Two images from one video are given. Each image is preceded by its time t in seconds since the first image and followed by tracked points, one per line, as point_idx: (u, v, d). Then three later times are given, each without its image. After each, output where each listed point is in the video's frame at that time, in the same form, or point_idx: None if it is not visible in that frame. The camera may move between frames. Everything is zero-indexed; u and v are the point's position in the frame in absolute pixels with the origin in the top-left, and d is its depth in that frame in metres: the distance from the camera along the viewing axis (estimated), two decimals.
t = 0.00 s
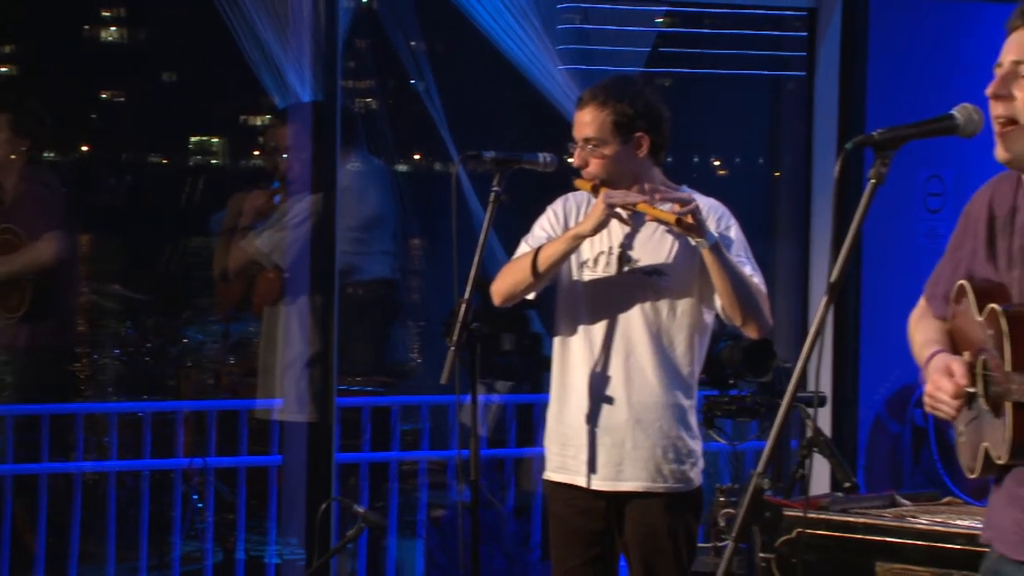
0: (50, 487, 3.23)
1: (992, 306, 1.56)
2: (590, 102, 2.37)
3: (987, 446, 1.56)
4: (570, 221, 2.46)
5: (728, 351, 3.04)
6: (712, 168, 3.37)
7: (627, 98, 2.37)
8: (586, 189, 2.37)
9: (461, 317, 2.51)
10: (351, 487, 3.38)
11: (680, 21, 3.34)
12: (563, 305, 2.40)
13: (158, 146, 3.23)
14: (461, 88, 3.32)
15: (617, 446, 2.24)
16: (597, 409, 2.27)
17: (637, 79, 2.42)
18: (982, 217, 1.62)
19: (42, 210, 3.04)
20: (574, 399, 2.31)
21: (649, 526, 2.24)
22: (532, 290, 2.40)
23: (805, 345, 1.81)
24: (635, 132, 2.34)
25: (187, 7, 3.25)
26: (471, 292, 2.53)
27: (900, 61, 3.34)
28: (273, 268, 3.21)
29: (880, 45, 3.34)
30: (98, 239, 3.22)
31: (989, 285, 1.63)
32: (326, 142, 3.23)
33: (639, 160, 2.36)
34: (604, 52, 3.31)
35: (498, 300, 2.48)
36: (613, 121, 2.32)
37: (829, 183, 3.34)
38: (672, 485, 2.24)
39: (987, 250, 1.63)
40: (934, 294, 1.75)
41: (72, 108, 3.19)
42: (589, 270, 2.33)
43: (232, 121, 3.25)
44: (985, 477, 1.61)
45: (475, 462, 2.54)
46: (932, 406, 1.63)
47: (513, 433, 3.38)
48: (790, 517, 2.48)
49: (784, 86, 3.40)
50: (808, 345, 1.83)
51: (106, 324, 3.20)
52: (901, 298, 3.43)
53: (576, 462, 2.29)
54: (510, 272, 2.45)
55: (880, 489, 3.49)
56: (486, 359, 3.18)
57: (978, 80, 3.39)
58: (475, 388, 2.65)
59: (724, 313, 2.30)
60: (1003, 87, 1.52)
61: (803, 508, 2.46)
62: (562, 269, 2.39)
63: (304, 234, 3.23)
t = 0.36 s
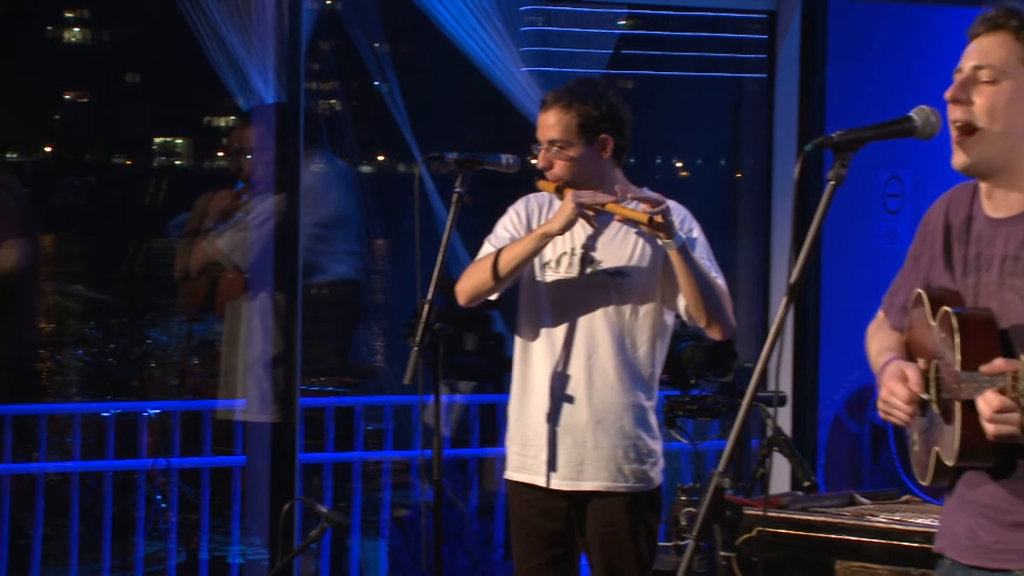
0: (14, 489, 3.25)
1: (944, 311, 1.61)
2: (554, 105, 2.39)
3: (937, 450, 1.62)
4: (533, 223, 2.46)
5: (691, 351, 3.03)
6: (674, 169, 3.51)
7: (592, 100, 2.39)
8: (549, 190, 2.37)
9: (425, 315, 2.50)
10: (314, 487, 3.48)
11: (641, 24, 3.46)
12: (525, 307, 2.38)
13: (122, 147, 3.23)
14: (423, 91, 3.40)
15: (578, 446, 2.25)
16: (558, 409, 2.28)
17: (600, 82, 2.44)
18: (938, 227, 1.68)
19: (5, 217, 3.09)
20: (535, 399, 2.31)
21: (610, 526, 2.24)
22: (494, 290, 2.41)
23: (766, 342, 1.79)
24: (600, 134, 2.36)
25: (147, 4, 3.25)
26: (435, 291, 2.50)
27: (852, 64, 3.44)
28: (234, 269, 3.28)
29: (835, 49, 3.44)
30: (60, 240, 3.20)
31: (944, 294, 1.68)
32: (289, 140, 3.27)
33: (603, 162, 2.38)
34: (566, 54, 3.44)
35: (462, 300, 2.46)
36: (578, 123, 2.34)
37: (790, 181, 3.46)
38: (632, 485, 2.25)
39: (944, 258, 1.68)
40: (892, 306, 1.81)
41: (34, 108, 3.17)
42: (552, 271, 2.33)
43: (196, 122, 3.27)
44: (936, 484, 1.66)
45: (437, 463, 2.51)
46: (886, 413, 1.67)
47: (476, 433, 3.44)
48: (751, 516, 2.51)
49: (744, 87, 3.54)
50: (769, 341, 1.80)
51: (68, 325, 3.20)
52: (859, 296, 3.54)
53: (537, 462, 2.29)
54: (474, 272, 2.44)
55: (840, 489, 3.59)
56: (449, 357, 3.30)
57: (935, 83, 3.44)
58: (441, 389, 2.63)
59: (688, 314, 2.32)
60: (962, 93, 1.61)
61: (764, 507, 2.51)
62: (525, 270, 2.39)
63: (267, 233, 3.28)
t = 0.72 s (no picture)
0: None
1: (898, 303, 1.61)
2: (516, 106, 2.42)
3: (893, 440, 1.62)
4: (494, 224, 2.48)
5: (648, 351, 2.87)
6: (634, 170, 3.60)
7: (555, 102, 2.42)
8: (509, 190, 2.40)
9: (386, 315, 2.54)
10: (277, 486, 3.55)
11: (602, 27, 3.53)
12: (484, 312, 2.40)
13: (85, 149, 3.25)
14: (384, 94, 3.49)
15: (537, 445, 2.28)
16: (517, 407, 2.31)
17: (563, 86, 2.48)
18: (890, 217, 1.68)
19: None
20: (495, 398, 2.34)
21: (569, 524, 2.28)
22: (455, 291, 2.44)
23: (722, 342, 1.80)
24: (561, 136, 2.39)
25: (109, 4, 3.28)
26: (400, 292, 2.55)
27: (805, 69, 3.52)
28: (195, 270, 3.27)
29: (789, 55, 3.52)
30: (24, 241, 3.23)
31: (896, 283, 1.68)
32: (250, 142, 3.28)
33: (563, 163, 2.41)
34: (525, 57, 3.53)
35: (423, 298, 2.48)
36: (540, 125, 2.37)
37: (746, 182, 3.53)
38: (591, 484, 2.28)
39: (895, 249, 1.68)
40: (846, 294, 1.81)
41: None
42: (511, 272, 2.36)
43: (158, 123, 3.30)
44: (890, 471, 1.66)
45: (398, 461, 2.60)
46: (843, 400, 1.65)
47: (437, 432, 3.64)
48: (709, 513, 2.43)
49: (701, 91, 3.61)
50: (725, 342, 1.81)
51: (31, 326, 3.22)
52: (817, 294, 3.60)
53: (496, 460, 2.32)
54: (436, 271, 2.46)
55: (796, 486, 3.67)
56: (411, 358, 3.43)
57: (887, 86, 3.52)
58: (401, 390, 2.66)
59: (646, 314, 2.36)
60: (910, 92, 1.62)
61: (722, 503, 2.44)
62: (486, 271, 2.41)
63: (229, 234, 3.28)
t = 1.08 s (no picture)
0: None
1: (850, 303, 1.61)
2: (476, 107, 2.46)
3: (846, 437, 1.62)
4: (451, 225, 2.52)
5: (603, 351, 2.89)
6: (589, 172, 3.66)
7: (514, 104, 2.46)
8: (466, 190, 2.44)
9: (341, 316, 2.56)
10: (234, 486, 3.55)
11: (556, 30, 3.61)
12: (442, 304, 2.44)
13: (42, 150, 3.26)
14: (341, 96, 3.52)
15: (492, 445, 2.32)
16: (472, 407, 2.35)
17: (521, 88, 2.51)
18: (841, 219, 1.70)
19: None
20: (449, 398, 2.38)
21: (523, 523, 2.33)
22: (411, 291, 2.47)
23: (675, 342, 1.76)
24: (519, 138, 2.43)
25: (65, 5, 3.28)
26: (354, 291, 2.58)
27: (754, 76, 3.62)
28: (153, 270, 3.28)
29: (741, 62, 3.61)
30: None
31: (847, 284, 1.68)
32: (206, 144, 3.28)
33: (520, 165, 2.44)
34: (482, 59, 3.59)
35: (379, 297, 2.52)
36: (498, 126, 2.41)
37: (699, 185, 3.60)
38: (545, 483, 2.33)
39: (847, 250, 1.69)
40: (798, 293, 1.82)
41: None
42: (468, 272, 2.40)
43: (115, 124, 3.30)
44: (841, 468, 1.67)
45: (355, 461, 2.64)
46: (796, 403, 1.69)
47: (394, 432, 3.67)
48: (663, 512, 2.48)
49: (657, 93, 3.68)
50: (678, 341, 1.76)
51: None
52: (767, 295, 3.70)
53: (451, 460, 2.36)
54: (392, 271, 2.49)
55: (749, 485, 3.74)
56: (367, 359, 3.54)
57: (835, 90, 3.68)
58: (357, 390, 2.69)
59: (600, 317, 2.40)
60: (865, 96, 1.62)
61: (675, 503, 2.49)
62: (442, 271, 2.45)
63: (186, 235, 3.28)
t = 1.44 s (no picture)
0: None
1: (800, 294, 1.67)
2: (428, 109, 2.50)
3: (796, 428, 1.68)
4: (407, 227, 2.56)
5: (557, 351, 2.96)
6: (544, 173, 3.72)
7: (465, 106, 2.51)
8: (421, 194, 2.50)
9: (298, 317, 2.61)
10: (189, 487, 3.57)
11: (512, 33, 3.67)
12: (399, 309, 2.49)
13: None
14: (296, 98, 3.55)
15: (448, 445, 2.37)
16: (428, 408, 2.40)
17: (474, 92, 2.57)
18: (788, 211, 1.76)
19: None
20: (407, 399, 2.42)
21: (478, 522, 2.38)
22: (368, 294, 2.51)
23: (629, 341, 1.80)
24: (470, 140, 2.47)
25: (20, 7, 3.31)
26: (307, 293, 2.63)
27: (706, 81, 3.72)
28: (111, 274, 3.29)
29: (694, 67, 3.71)
30: None
31: (795, 276, 1.75)
32: (162, 148, 3.31)
33: (473, 166, 2.49)
34: (436, 62, 3.64)
35: (337, 302, 2.56)
36: (449, 129, 2.46)
37: (653, 186, 3.68)
38: (501, 483, 2.38)
39: (794, 242, 1.75)
40: (744, 287, 1.88)
41: None
42: (425, 274, 2.45)
43: (71, 126, 3.33)
44: (792, 460, 1.73)
45: (310, 461, 2.67)
46: (748, 393, 1.74)
47: (349, 432, 3.69)
48: (616, 511, 2.54)
49: (611, 94, 3.74)
50: (632, 341, 1.81)
51: None
52: (716, 294, 3.79)
53: (408, 460, 2.40)
54: (349, 276, 2.53)
55: (703, 484, 3.82)
56: (323, 359, 3.58)
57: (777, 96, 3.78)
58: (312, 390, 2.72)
59: (555, 316, 2.46)
60: (810, 93, 1.69)
61: (628, 503, 2.55)
62: (399, 274, 2.50)
63: (142, 240, 3.31)
